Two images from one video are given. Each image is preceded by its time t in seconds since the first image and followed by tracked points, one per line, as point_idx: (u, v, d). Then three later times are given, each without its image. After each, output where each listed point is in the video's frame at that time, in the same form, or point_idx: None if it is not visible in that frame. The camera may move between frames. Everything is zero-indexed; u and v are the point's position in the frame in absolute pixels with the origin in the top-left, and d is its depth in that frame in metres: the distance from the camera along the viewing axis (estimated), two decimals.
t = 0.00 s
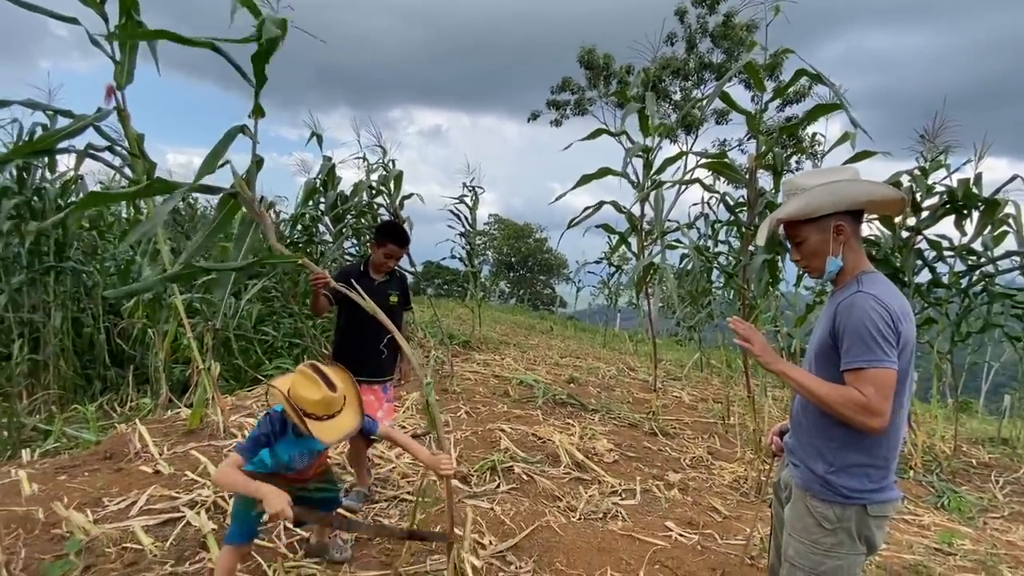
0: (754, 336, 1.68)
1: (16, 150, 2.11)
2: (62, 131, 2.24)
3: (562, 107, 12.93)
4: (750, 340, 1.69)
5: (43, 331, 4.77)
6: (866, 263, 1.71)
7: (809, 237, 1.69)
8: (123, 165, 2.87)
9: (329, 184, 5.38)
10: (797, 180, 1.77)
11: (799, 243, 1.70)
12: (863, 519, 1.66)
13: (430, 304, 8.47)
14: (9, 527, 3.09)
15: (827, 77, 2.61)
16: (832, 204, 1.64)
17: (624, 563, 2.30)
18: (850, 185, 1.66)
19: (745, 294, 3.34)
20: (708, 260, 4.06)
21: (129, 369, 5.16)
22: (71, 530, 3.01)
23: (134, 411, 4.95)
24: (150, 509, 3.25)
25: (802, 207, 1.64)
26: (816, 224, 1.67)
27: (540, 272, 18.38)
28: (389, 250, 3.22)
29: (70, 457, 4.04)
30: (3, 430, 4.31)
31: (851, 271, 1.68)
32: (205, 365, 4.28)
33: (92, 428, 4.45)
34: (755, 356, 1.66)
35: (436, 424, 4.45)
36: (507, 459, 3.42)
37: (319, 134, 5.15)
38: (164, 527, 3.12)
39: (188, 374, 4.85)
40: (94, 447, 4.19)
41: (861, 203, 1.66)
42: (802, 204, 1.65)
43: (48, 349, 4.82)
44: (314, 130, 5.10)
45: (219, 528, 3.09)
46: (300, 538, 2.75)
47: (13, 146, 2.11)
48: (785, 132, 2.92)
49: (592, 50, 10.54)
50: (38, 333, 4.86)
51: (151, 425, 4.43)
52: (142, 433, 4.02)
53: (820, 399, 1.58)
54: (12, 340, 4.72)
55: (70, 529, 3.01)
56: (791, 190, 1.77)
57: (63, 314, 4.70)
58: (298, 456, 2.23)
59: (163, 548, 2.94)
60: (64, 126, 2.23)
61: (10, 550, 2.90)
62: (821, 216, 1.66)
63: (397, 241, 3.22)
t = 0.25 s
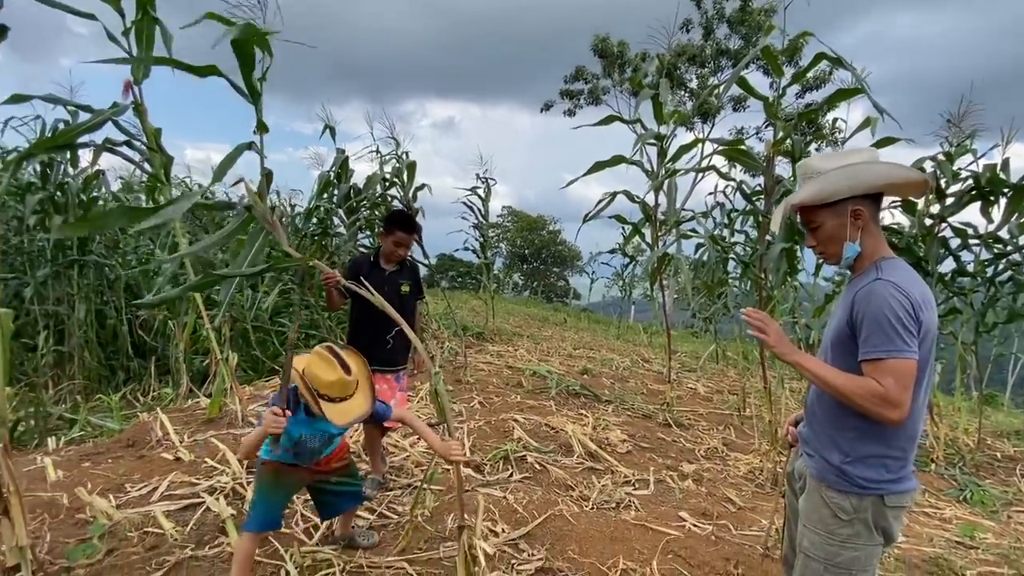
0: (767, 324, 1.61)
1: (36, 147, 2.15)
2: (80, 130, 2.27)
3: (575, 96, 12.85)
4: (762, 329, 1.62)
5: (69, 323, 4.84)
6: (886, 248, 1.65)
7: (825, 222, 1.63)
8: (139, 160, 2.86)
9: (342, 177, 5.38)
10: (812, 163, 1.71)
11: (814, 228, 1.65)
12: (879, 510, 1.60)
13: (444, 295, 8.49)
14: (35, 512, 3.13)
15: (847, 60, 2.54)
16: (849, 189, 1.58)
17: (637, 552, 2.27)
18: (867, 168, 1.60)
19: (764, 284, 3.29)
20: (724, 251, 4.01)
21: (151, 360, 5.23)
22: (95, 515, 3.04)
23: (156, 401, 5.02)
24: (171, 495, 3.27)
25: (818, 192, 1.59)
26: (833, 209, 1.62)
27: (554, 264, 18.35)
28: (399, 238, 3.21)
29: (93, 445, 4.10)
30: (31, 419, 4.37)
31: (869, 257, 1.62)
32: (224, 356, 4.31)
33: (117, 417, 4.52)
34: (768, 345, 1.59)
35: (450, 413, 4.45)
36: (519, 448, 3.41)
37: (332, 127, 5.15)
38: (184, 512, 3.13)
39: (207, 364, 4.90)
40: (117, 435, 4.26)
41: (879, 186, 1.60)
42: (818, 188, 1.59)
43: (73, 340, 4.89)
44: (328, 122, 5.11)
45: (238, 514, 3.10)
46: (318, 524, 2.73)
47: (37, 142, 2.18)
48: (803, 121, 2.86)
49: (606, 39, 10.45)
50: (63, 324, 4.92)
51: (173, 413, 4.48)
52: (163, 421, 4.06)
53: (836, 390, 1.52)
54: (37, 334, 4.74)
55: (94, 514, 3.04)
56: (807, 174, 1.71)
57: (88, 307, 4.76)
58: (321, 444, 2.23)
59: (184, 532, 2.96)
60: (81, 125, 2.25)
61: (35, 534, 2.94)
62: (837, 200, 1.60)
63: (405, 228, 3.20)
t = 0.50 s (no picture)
0: (788, 309, 1.56)
1: (59, 138, 2.28)
2: (101, 121, 2.32)
3: (592, 82, 12.74)
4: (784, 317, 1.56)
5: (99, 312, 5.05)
6: (911, 227, 1.59)
7: (847, 201, 1.57)
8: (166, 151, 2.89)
9: (360, 166, 5.38)
10: (832, 140, 1.66)
11: (836, 208, 1.59)
12: (904, 497, 1.55)
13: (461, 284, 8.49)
14: (66, 493, 3.17)
15: (876, 36, 2.47)
16: (872, 165, 1.53)
17: (654, 539, 2.24)
18: (891, 143, 1.54)
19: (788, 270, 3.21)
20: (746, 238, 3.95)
21: (177, 348, 5.31)
22: (123, 496, 3.07)
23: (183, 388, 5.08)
24: (196, 477, 3.30)
25: (840, 169, 1.53)
26: (855, 187, 1.56)
27: (571, 254, 18.30)
28: (411, 225, 3.19)
29: (121, 429, 4.17)
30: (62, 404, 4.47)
31: (894, 236, 1.56)
32: (245, 343, 4.36)
33: (146, 403, 4.60)
34: (789, 331, 1.54)
35: (467, 400, 4.45)
36: (537, 435, 3.40)
37: (349, 117, 5.16)
38: (209, 494, 3.15)
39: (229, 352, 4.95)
40: (144, 419, 4.33)
41: (904, 162, 1.54)
42: (840, 165, 1.54)
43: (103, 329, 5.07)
44: (345, 111, 5.13)
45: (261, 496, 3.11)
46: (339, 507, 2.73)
47: (62, 133, 2.30)
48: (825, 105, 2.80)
49: (625, 24, 10.33)
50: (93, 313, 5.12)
51: (198, 399, 4.54)
52: (188, 405, 4.12)
53: (861, 375, 1.47)
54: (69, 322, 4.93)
55: (122, 495, 3.08)
56: (827, 151, 1.65)
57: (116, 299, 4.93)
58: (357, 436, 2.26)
59: (208, 513, 2.97)
60: (102, 116, 2.30)
61: (66, 514, 2.99)
62: (859, 178, 1.54)
63: (418, 215, 3.18)
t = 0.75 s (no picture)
0: (811, 286, 1.51)
1: (75, 127, 2.29)
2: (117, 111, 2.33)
3: (608, 67, 12.61)
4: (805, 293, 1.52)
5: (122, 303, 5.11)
6: (942, 198, 1.52)
7: (873, 171, 1.50)
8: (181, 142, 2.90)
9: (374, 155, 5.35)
10: (858, 107, 1.58)
11: (861, 178, 1.52)
12: (934, 480, 1.50)
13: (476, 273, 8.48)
14: (89, 475, 3.20)
15: (905, 9, 2.38)
16: (899, 132, 1.45)
17: (670, 525, 2.21)
18: (920, 108, 1.46)
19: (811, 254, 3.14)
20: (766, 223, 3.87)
21: (198, 336, 5.36)
22: (144, 477, 3.07)
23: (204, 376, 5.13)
24: (215, 460, 3.30)
25: (865, 137, 1.46)
26: (882, 156, 1.49)
27: (587, 244, 18.22)
28: (419, 208, 3.14)
29: (143, 414, 4.22)
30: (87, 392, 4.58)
31: (924, 208, 1.49)
32: (262, 330, 4.37)
33: (169, 390, 4.66)
34: (812, 310, 1.49)
35: (481, 386, 4.44)
36: (551, 421, 3.38)
37: (364, 105, 5.14)
38: (227, 477, 3.15)
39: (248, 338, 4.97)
40: (165, 404, 4.39)
41: (935, 128, 1.46)
42: (865, 133, 1.47)
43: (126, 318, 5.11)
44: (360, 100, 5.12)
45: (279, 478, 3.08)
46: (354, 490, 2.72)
47: (78, 122, 2.32)
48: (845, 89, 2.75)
49: (641, 8, 10.19)
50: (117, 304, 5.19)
51: (218, 385, 4.59)
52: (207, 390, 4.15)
53: (889, 354, 1.42)
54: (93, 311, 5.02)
55: (143, 476, 3.08)
56: (852, 119, 1.57)
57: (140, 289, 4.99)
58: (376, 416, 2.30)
59: (226, 495, 2.95)
60: (118, 106, 2.31)
61: (87, 495, 3.00)
62: (886, 146, 1.47)
63: (425, 197, 3.14)
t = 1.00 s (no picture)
0: (850, 249, 1.40)
1: (90, 111, 2.29)
2: (132, 94, 2.34)
3: (626, 49, 12.43)
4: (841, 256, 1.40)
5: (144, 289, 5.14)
6: (995, 151, 1.41)
7: (921, 122, 1.39)
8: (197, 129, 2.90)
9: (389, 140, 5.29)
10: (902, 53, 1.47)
11: (907, 130, 1.42)
12: (984, 460, 1.41)
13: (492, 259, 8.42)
14: (108, 453, 3.17)
15: None
16: (950, 77, 1.34)
17: (692, 509, 2.14)
18: (972, 49, 1.35)
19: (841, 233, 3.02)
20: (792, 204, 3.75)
21: (219, 322, 5.39)
22: (161, 455, 3.02)
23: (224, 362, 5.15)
24: (231, 439, 3.25)
25: (911, 84, 1.36)
26: (930, 104, 1.38)
27: (604, 232, 18.09)
28: (421, 181, 3.09)
29: (164, 396, 4.23)
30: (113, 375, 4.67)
31: (976, 161, 1.39)
32: (278, 312, 4.35)
33: (191, 373, 4.69)
34: (852, 274, 1.39)
35: (497, 370, 4.39)
36: (569, 404, 3.32)
37: (378, 89, 5.09)
38: (244, 455, 3.07)
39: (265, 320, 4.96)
40: (186, 387, 4.41)
41: (989, 69, 1.34)
42: (912, 79, 1.36)
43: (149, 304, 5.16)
44: (375, 84, 5.07)
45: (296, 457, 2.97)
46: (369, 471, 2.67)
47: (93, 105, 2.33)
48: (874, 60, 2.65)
49: None
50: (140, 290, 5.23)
51: (236, 368, 4.61)
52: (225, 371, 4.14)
53: (935, 319, 1.33)
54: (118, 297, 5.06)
55: (160, 454, 3.02)
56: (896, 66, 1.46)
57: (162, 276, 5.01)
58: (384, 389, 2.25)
59: (242, 474, 2.87)
60: (133, 88, 2.32)
61: (106, 472, 2.97)
62: (936, 92, 1.36)
63: (429, 170, 3.09)
